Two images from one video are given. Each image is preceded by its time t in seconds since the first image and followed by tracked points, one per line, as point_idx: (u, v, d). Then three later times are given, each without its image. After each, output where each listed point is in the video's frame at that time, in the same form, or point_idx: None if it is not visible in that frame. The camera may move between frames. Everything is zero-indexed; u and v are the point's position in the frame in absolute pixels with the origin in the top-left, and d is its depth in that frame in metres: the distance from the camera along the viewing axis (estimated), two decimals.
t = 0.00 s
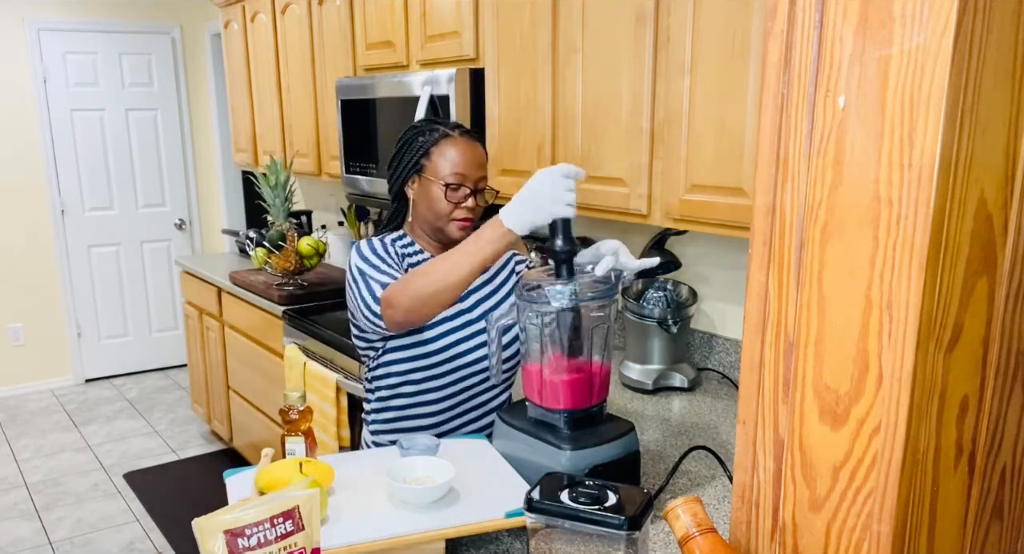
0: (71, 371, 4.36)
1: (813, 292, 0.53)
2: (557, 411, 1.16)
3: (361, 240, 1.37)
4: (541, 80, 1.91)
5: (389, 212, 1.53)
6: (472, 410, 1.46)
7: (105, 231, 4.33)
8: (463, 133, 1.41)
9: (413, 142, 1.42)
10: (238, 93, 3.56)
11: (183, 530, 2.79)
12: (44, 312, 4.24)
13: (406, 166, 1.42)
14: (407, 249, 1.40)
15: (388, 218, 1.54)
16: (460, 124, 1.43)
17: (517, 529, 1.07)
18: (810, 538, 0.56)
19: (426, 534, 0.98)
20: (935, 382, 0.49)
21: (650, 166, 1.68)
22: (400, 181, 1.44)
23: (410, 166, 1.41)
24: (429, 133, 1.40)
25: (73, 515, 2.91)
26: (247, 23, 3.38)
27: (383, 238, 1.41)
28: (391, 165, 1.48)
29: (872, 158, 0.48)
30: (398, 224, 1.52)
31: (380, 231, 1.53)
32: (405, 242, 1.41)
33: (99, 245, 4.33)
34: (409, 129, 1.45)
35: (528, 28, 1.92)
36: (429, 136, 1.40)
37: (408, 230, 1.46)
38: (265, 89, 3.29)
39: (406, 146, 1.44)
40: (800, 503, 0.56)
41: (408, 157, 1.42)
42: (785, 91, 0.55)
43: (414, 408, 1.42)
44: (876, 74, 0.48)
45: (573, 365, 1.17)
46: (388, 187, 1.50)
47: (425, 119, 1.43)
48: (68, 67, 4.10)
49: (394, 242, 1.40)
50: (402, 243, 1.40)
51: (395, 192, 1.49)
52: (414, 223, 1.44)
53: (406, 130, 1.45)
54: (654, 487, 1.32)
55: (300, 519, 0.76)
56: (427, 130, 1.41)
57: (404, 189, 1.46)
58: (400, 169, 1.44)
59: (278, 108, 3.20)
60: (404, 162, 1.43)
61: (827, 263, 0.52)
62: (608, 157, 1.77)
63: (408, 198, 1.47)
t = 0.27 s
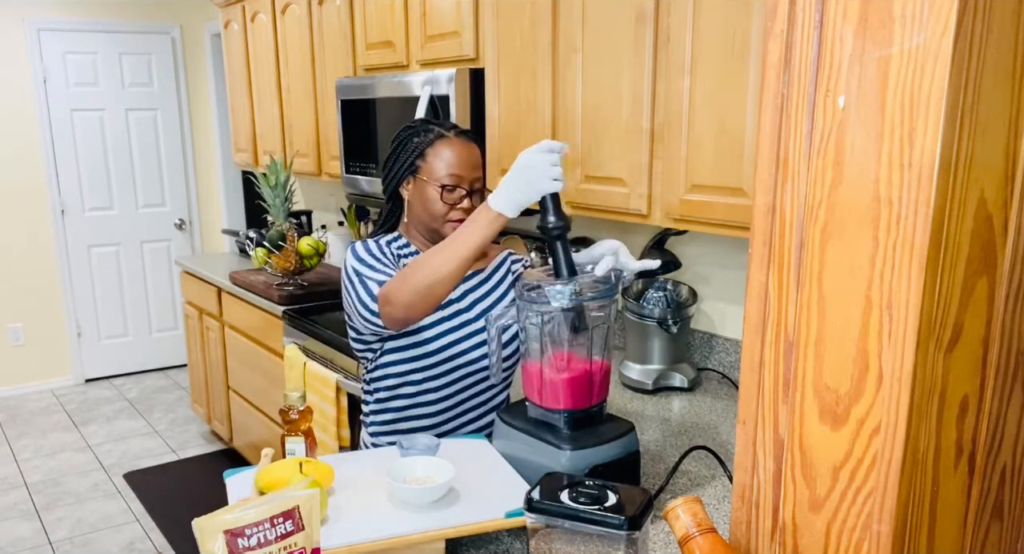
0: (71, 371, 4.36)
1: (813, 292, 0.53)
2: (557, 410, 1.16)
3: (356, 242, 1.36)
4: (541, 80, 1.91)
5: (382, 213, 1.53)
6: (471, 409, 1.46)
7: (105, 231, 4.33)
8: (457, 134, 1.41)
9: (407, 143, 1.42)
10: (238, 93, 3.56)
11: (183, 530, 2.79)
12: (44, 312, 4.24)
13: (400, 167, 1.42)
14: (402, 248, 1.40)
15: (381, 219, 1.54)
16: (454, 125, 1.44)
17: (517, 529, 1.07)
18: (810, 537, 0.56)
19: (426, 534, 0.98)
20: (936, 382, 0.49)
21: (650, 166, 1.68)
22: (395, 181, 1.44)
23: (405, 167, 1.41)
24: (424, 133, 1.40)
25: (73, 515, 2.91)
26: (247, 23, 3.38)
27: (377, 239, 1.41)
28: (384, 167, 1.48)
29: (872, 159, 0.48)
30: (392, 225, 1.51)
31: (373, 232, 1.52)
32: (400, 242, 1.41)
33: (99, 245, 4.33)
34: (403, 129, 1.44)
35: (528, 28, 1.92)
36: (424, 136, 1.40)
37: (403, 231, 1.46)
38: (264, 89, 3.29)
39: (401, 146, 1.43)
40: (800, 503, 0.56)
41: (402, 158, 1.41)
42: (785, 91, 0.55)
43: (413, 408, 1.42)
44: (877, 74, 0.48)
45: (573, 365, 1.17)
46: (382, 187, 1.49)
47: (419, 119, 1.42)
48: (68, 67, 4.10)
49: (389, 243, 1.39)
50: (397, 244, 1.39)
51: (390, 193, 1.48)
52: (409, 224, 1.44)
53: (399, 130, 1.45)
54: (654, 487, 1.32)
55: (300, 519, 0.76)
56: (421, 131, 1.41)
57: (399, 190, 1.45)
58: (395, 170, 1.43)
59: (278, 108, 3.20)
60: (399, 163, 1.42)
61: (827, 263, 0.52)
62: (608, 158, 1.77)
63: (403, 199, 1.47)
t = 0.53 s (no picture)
0: (71, 371, 4.36)
1: (813, 291, 0.53)
2: (557, 410, 1.16)
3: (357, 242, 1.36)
4: (541, 80, 1.91)
5: (382, 212, 1.52)
6: (472, 410, 1.47)
7: (105, 231, 4.33)
8: (459, 133, 1.41)
9: (409, 142, 1.41)
10: (238, 93, 3.56)
11: (183, 530, 2.79)
12: (44, 312, 4.24)
13: (402, 166, 1.42)
14: (403, 248, 1.40)
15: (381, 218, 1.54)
16: (455, 124, 1.44)
17: (517, 529, 1.07)
18: (810, 538, 0.56)
19: (426, 534, 0.98)
20: (935, 382, 0.49)
21: (650, 166, 1.68)
22: (396, 180, 1.43)
23: (407, 165, 1.41)
24: (425, 132, 1.40)
25: (73, 515, 2.91)
26: (247, 23, 3.37)
27: (378, 239, 1.41)
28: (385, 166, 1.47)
29: (872, 158, 0.48)
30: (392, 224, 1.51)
31: (374, 232, 1.52)
32: (401, 242, 1.41)
33: (99, 245, 4.33)
34: (405, 128, 1.44)
35: (528, 28, 1.92)
36: (426, 135, 1.40)
37: (404, 231, 1.45)
38: (264, 89, 3.29)
39: (402, 145, 1.43)
40: (800, 503, 0.56)
41: (403, 156, 1.41)
42: (785, 91, 0.55)
43: (412, 410, 1.42)
44: (876, 75, 0.48)
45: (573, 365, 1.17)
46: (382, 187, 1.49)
47: (421, 118, 1.42)
48: (68, 67, 4.10)
49: (390, 242, 1.40)
50: (398, 245, 1.40)
51: (390, 192, 1.48)
52: (411, 223, 1.44)
53: (400, 129, 1.44)
54: (654, 487, 1.32)
55: (300, 519, 0.76)
56: (422, 129, 1.41)
57: (400, 190, 1.45)
58: (396, 169, 1.43)
59: (278, 108, 3.20)
60: (400, 161, 1.42)
61: (827, 263, 0.52)
62: (608, 158, 1.77)
63: (403, 198, 1.47)
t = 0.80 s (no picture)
0: (71, 371, 4.36)
1: (813, 291, 0.53)
2: (557, 410, 1.16)
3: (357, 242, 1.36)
4: (541, 80, 1.91)
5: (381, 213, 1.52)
6: (471, 411, 1.47)
7: (105, 231, 4.33)
8: (458, 133, 1.41)
9: (408, 142, 1.41)
10: (238, 92, 3.56)
11: (183, 530, 2.79)
12: (44, 312, 4.24)
13: (401, 166, 1.42)
14: (402, 249, 1.40)
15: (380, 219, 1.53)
16: (454, 124, 1.44)
17: (517, 529, 1.07)
18: (810, 537, 0.56)
19: (426, 534, 0.98)
20: (935, 382, 0.49)
21: (650, 166, 1.68)
22: (395, 180, 1.43)
23: (406, 166, 1.40)
24: (425, 132, 1.40)
25: (73, 515, 2.91)
26: (247, 23, 3.37)
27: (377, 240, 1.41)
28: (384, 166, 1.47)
29: (872, 159, 0.48)
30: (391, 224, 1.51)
31: (373, 233, 1.52)
32: (400, 242, 1.41)
33: (99, 245, 4.33)
34: (404, 128, 1.44)
35: (528, 28, 1.92)
36: (425, 135, 1.40)
37: (403, 231, 1.45)
38: (264, 89, 3.29)
39: (401, 145, 1.43)
40: (800, 503, 0.56)
41: (403, 157, 1.41)
42: (785, 91, 0.55)
43: (412, 411, 1.42)
44: (877, 74, 0.48)
45: (573, 365, 1.17)
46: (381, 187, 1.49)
47: (420, 118, 1.42)
48: (68, 67, 4.10)
49: (389, 243, 1.40)
50: (397, 246, 1.40)
51: (389, 193, 1.48)
52: (410, 224, 1.44)
53: (399, 130, 1.44)
54: (654, 486, 1.32)
55: (300, 519, 0.76)
56: (422, 129, 1.41)
57: (399, 190, 1.45)
58: (395, 169, 1.43)
59: (278, 108, 3.20)
60: (399, 162, 1.42)
61: (827, 263, 0.52)
62: (608, 158, 1.77)
63: (402, 199, 1.47)
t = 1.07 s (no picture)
0: (71, 371, 4.36)
1: (813, 292, 0.53)
2: (557, 410, 1.16)
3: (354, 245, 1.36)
4: (541, 80, 1.91)
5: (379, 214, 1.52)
6: (471, 410, 1.47)
7: (105, 231, 4.33)
8: (454, 133, 1.42)
9: (405, 142, 1.42)
10: (238, 92, 3.56)
11: (183, 530, 2.79)
12: (44, 312, 4.24)
13: (398, 166, 1.42)
14: (399, 250, 1.40)
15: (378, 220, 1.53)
16: (451, 124, 1.44)
17: (517, 529, 1.07)
18: (810, 537, 0.56)
19: (426, 534, 0.98)
20: (936, 382, 0.49)
21: (650, 166, 1.68)
22: (392, 181, 1.43)
23: (403, 166, 1.40)
24: (421, 133, 1.40)
25: (73, 515, 2.91)
26: (247, 23, 3.38)
27: (374, 242, 1.40)
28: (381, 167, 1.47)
29: (872, 160, 0.48)
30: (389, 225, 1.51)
31: (371, 234, 1.52)
32: (397, 244, 1.41)
33: (99, 245, 4.32)
34: (401, 129, 1.44)
35: (528, 28, 1.92)
36: (421, 135, 1.40)
37: (401, 231, 1.45)
38: (264, 89, 3.29)
39: (398, 146, 1.43)
40: (801, 503, 0.56)
41: (399, 157, 1.41)
42: (785, 91, 0.55)
43: (411, 411, 1.42)
44: (877, 75, 0.48)
45: (573, 365, 1.17)
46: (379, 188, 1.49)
47: (416, 119, 1.42)
48: (68, 67, 4.10)
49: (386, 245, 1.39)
50: (394, 247, 1.39)
51: (387, 193, 1.47)
52: (407, 224, 1.44)
53: (396, 130, 1.44)
54: (654, 486, 1.32)
55: (300, 519, 0.76)
56: (418, 130, 1.41)
57: (396, 191, 1.45)
58: (392, 169, 1.43)
59: (278, 108, 3.20)
60: (396, 162, 1.42)
61: (827, 263, 0.52)
62: (608, 158, 1.77)
63: (400, 199, 1.46)
